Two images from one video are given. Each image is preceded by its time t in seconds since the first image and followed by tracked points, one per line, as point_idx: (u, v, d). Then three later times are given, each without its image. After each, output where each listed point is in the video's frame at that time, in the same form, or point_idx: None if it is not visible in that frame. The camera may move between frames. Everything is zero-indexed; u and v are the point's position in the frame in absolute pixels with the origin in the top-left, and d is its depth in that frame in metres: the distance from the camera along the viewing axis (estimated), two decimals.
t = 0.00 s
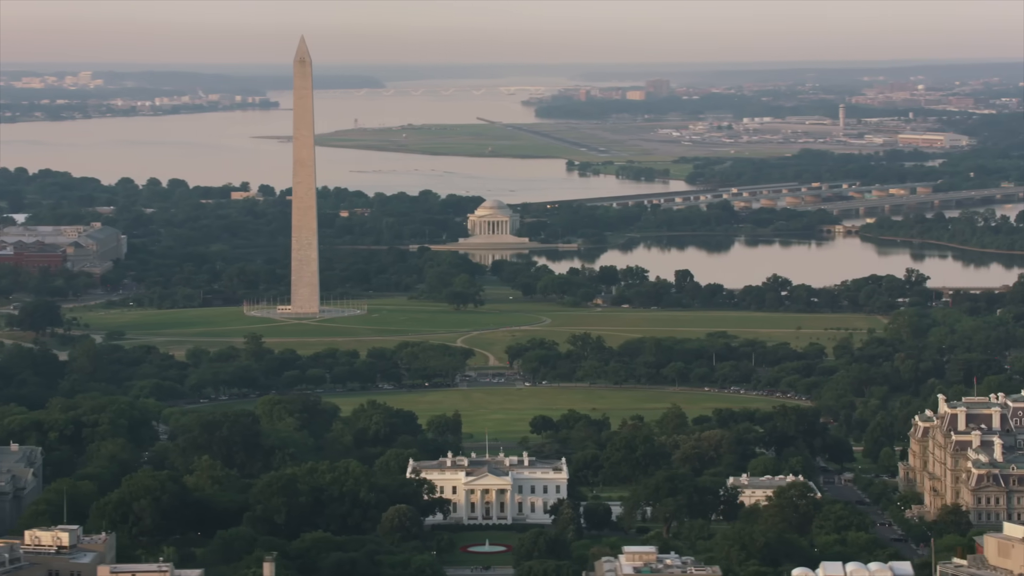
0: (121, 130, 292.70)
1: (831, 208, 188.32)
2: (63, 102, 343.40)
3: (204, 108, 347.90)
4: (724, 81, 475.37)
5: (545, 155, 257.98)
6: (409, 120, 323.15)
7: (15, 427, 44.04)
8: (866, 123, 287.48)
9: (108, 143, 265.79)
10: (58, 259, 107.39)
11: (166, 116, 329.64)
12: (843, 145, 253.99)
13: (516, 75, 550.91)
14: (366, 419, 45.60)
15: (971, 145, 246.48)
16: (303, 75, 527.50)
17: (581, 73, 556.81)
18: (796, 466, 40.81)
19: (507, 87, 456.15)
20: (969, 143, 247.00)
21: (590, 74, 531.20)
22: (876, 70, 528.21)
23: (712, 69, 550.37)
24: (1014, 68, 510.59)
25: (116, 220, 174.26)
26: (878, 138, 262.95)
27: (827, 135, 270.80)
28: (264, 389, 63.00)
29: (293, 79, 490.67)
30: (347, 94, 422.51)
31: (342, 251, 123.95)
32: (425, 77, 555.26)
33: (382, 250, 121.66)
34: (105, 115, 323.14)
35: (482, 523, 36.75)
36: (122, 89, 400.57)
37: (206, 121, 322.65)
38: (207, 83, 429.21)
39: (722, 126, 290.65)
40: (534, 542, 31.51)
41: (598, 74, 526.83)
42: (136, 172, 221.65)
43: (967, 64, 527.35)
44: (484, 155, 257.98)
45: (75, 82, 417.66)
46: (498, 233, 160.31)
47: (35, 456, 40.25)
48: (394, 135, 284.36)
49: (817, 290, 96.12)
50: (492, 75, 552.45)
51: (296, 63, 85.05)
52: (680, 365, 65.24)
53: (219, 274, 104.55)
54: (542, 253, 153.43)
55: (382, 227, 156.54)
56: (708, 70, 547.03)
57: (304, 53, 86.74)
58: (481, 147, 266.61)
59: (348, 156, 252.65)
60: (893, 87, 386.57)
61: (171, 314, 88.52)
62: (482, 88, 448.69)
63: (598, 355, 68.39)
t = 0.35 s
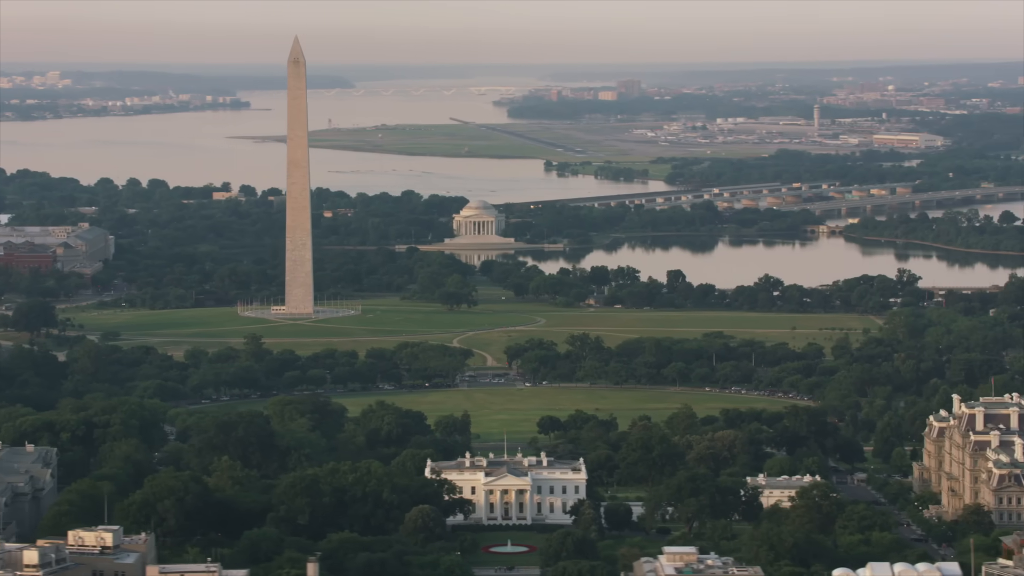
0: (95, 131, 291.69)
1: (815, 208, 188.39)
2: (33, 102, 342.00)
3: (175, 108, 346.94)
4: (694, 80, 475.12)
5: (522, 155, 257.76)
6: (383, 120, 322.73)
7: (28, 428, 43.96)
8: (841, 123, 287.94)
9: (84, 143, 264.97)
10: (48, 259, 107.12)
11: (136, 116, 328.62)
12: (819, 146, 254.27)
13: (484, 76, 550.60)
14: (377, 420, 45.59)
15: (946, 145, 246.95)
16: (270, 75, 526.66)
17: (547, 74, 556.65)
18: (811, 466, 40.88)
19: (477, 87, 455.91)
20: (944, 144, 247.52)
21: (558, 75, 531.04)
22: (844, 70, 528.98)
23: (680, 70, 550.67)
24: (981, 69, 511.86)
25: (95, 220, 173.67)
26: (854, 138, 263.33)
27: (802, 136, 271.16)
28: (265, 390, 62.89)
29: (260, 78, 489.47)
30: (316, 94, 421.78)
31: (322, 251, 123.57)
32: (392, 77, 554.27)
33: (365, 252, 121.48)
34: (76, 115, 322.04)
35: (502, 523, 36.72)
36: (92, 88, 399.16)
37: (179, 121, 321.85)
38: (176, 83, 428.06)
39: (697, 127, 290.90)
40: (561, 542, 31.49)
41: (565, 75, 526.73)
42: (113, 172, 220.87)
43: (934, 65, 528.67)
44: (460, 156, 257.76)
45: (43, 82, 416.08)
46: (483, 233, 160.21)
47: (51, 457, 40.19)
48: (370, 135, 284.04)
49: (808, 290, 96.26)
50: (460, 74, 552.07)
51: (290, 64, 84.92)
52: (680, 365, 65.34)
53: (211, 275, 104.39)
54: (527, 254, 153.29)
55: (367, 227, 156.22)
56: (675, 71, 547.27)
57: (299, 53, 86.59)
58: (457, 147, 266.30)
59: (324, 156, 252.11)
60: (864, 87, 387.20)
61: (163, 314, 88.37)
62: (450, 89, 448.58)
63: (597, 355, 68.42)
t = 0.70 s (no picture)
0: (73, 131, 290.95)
1: (801, 208, 188.53)
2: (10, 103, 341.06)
3: (151, 109, 346.39)
4: (668, 81, 475.69)
5: (503, 156, 257.63)
6: (361, 120, 322.51)
7: (40, 430, 43.91)
8: (820, 124, 288.54)
9: (64, 144, 264.30)
10: (42, 260, 106.97)
11: (112, 116, 328.02)
12: (799, 147, 254.60)
13: (456, 76, 550.55)
14: (388, 419, 45.61)
15: (927, 145, 247.50)
16: (243, 75, 526.54)
17: (519, 74, 556.70)
18: (826, 465, 40.97)
19: (452, 87, 456.14)
20: (924, 144, 248.00)
21: (531, 75, 531.24)
22: (816, 70, 529.94)
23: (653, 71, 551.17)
24: (952, 70, 513.11)
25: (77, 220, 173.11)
26: (833, 139, 263.77)
27: (782, 136, 271.53)
28: (267, 391, 62.82)
29: (233, 78, 488.70)
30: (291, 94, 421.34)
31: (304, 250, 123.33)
32: (365, 77, 553.65)
33: (352, 253, 121.47)
34: (53, 116, 321.34)
35: (520, 523, 36.75)
36: (66, 89, 398.20)
37: (156, 120, 321.36)
38: (151, 83, 427.57)
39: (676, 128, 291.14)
40: (587, 542, 31.47)
41: (538, 76, 526.72)
42: (94, 173, 220.31)
43: (907, 65, 530.09)
44: (440, 156, 257.61)
45: (17, 83, 415.18)
46: (472, 234, 160.20)
47: (66, 457, 40.17)
48: (350, 135, 283.81)
49: (803, 290, 96.48)
50: (432, 75, 551.87)
51: (287, 64, 84.95)
52: (683, 366, 65.51)
53: (205, 275, 104.35)
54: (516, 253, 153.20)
55: (357, 227, 156.01)
56: (647, 71, 547.80)
57: (295, 54, 86.62)
58: (438, 147, 266.13)
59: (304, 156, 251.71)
60: (838, 87, 387.91)
61: (156, 315, 88.25)
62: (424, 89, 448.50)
63: (598, 355, 68.52)
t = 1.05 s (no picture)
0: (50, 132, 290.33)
1: (786, 208, 188.59)
2: None
3: (128, 108, 345.62)
4: (643, 81, 476.35)
5: (484, 156, 257.52)
6: (338, 120, 322.03)
7: (50, 431, 43.81)
8: (798, 124, 288.99)
9: (43, 144, 263.42)
10: (34, 262, 106.72)
11: (88, 117, 327.14)
12: (778, 147, 254.98)
13: (429, 77, 550.68)
14: (398, 420, 45.64)
15: (906, 145, 247.95)
16: (215, 75, 525.72)
17: (492, 75, 556.88)
18: (840, 465, 41.06)
19: (426, 87, 455.77)
20: (903, 145, 248.40)
21: (504, 76, 531.52)
22: (789, 71, 530.95)
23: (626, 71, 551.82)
24: (925, 70, 514.56)
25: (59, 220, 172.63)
26: (812, 139, 264.20)
27: (761, 137, 271.90)
28: (268, 393, 62.74)
29: (206, 78, 488.27)
30: (265, 94, 420.94)
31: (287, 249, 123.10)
32: (338, 78, 553.35)
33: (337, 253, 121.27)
34: (30, 116, 320.46)
35: (537, 524, 36.80)
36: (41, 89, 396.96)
37: (133, 120, 320.56)
38: (125, 83, 426.50)
39: (654, 128, 291.37)
40: (612, 544, 31.50)
41: (511, 77, 526.77)
42: (73, 173, 219.86)
43: (879, 66, 531.44)
44: (420, 156, 257.38)
45: None
46: (459, 235, 160.13)
47: (80, 459, 40.15)
48: (331, 136, 283.43)
49: (796, 291, 96.60)
50: (406, 75, 551.99)
51: (281, 65, 84.87)
52: (685, 366, 65.59)
53: (197, 276, 104.22)
54: (505, 255, 152.77)
55: (344, 228, 155.82)
56: (620, 72, 548.55)
57: (290, 55, 86.48)
58: (418, 148, 265.90)
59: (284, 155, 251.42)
60: (812, 87, 388.59)
61: (150, 316, 88.08)
62: (398, 90, 448.85)
63: (598, 355, 68.58)
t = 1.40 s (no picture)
0: (24, 132, 289.15)
1: (768, 208, 188.39)
2: None
3: (100, 108, 344.72)
4: (610, 82, 476.82)
5: (461, 156, 257.38)
6: (310, 121, 321.58)
7: (61, 432, 43.68)
8: (770, 124, 289.54)
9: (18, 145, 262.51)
10: (23, 262, 106.52)
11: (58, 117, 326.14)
12: (752, 147, 255.29)
13: (396, 77, 550.58)
14: (409, 420, 45.63)
15: (879, 145, 248.47)
16: (180, 76, 524.92)
17: (459, 75, 556.97)
18: (854, 465, 41.16)
19: (394, 87, 455.98)
20: (877, 145, 248.94)
21: (471, 76, 531.89)
22: (756, 71, 532.15)
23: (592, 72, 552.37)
24: (891, 70, 516.01)
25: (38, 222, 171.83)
26: (785, 139, 264.70)
27: (734, 137, 272.32)
28: (268, 394, 62.69)
29: (171, 77, 487.44)
30: (233, 94, 420.50)
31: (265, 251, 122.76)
32: (304, 78, 552.62)
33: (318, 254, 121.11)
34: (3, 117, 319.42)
35: (556, 524, 36.82)
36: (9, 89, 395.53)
37: (105, 121, 319.70)
38: (93, 83, 425.27)
39: (628, 128, 291.52)
40: (637, 544, 31.60)
41: (478, 77, 527.04)
42: (48, 174, 219.17)
43: (844, 66, 532.82)
44: (394, 157, 257.10)
45: None
46: (442, 235, 160.11)
47: (94, 459, 40.11)
48: (307, 136, 283.04)
49: (786, 291, 96.69)
50: (372, 75, 551.67)
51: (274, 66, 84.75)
52: (683, 366, 65.72)
53: (186, 277, 104.04)
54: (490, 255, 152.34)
55: (329, 229, 155.66)
56: (585, 72, 548.92)
57: (282, 56, 86.39)
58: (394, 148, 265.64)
59: (257, 155, 251.05)
60: (782, 87, 389.49)
61: (142, 317, 87.88)
62: (366, 90, 448.81)
63: (596, 355, 68.64)
